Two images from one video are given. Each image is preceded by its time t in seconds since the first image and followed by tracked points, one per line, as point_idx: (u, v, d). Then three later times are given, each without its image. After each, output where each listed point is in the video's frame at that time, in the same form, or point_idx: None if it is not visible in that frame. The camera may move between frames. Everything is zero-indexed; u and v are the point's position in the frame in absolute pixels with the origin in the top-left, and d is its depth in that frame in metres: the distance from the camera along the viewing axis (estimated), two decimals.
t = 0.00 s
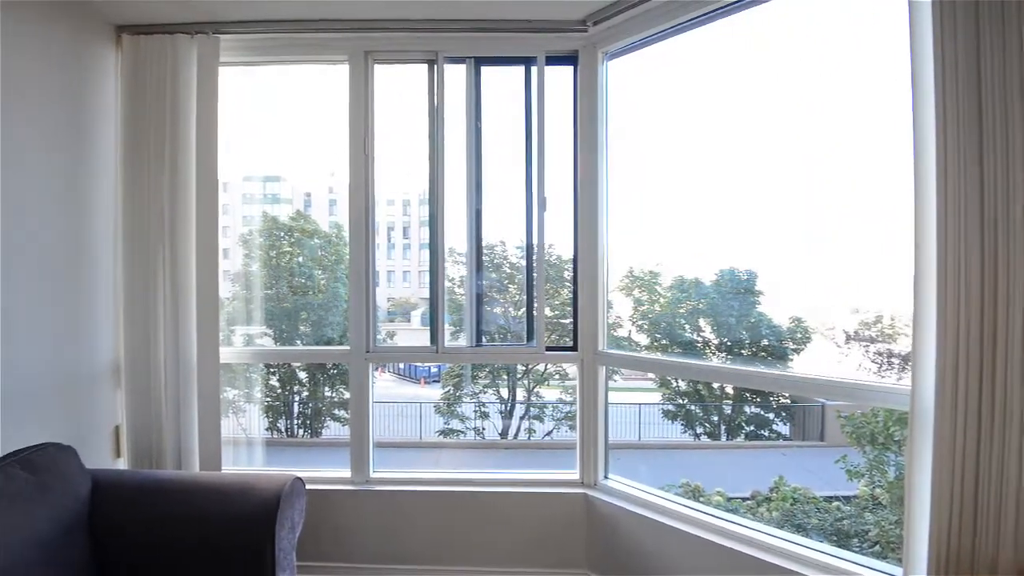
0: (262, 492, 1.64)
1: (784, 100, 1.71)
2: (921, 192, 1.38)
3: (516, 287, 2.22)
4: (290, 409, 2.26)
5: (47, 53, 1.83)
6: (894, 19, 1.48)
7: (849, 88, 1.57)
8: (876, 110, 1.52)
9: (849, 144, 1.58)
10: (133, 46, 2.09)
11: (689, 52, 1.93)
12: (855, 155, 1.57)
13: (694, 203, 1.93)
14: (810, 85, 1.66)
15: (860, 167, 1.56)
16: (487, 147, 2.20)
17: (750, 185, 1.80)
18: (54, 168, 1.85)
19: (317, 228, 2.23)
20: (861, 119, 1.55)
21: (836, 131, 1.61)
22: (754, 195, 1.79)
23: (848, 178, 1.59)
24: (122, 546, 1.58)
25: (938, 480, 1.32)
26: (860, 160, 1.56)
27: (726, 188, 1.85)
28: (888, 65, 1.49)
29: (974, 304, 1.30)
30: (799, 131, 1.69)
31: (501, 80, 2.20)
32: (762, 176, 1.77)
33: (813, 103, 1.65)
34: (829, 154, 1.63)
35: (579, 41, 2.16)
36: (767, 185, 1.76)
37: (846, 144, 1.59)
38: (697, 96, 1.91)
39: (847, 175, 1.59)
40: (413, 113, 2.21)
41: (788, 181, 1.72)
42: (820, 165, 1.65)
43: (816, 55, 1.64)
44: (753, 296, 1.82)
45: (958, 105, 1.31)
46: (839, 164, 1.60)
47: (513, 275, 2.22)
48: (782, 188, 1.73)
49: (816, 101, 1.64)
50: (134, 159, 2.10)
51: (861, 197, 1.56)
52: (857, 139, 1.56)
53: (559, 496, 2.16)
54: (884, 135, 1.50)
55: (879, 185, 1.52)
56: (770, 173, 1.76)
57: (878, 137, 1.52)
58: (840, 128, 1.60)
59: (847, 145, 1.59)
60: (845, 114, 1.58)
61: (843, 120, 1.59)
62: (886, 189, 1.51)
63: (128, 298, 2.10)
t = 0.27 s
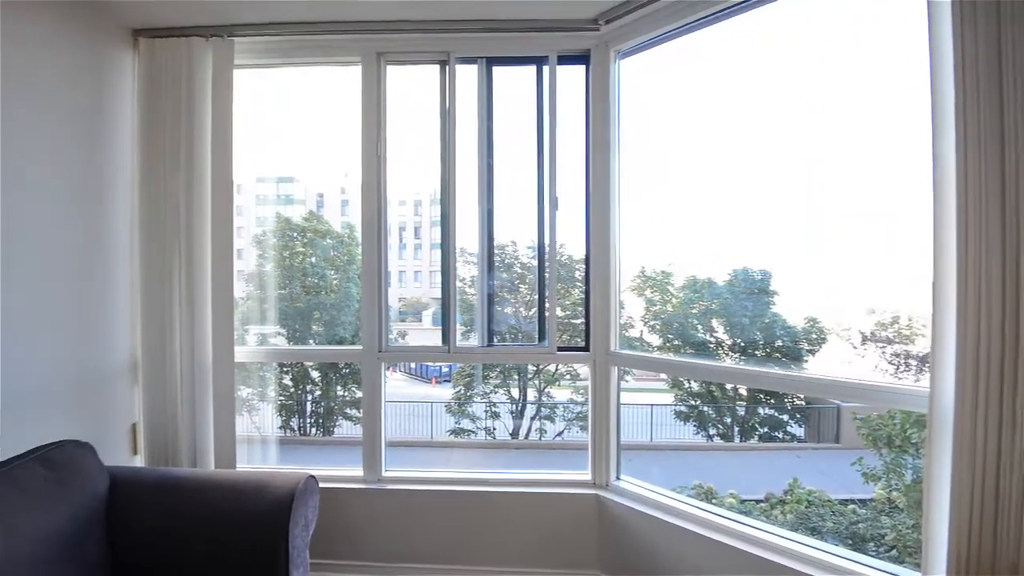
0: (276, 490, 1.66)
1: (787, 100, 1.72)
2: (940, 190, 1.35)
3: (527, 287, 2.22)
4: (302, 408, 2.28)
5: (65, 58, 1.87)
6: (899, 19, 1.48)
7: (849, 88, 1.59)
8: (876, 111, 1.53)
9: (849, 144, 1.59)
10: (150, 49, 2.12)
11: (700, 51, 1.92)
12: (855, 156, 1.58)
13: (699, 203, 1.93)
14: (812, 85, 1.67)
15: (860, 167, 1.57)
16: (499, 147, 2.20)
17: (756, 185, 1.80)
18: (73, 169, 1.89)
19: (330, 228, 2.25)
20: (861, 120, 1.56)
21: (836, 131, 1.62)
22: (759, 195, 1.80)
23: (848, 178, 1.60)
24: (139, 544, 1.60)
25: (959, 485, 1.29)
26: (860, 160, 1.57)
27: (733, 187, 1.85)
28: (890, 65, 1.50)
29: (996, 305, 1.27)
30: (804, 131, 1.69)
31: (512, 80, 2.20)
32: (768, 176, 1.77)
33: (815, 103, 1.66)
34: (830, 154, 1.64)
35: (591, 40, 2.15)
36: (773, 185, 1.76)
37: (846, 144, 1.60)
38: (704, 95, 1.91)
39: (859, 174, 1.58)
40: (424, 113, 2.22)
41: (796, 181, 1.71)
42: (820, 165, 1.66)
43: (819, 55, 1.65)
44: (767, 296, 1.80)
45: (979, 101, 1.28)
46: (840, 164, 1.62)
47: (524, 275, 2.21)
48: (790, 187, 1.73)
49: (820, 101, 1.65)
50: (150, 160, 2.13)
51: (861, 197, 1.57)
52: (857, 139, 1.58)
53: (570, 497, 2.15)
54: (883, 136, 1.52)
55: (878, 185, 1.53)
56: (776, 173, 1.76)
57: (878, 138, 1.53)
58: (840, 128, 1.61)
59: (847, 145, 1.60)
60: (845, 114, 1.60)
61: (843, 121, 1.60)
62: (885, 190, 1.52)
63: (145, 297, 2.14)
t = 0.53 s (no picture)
0: (287, 489, 1.66)
1: (790, 100, 1.73)
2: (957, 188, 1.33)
3: (536, 287, 2.21)
4: (313, 407, 2.30)
5: (82, 60, 1.89)
6: (906, 18, 1.48)
7: (850, 89, 1.60)
8: (876, 112, 1.54)
9: (849, 144, 1.61)
10: (163, 52, 2.15)
11: (710, 50, 1.91)
12: (855, 156, 1.59)
13: (704, 202, 1.93)
14: (814, 85, 1.68)
15: (860, 167, 1.58)
16: (509, 147, 2.20)
17: (763, 185, 1.80)
18: (91, 170, 1.92)
19: (340, 229, 2.26)
20: (862, 120, 1.57)
21: (836, 131, 1.63)
22: (763, 194, 1.80)
23: (848, 177, 1.61)
24: (153, 541, 1.62)
25: (976, 489, 1.27)
26: (859, 160, 1.58)
27: (739, 187, 1.85)
28: (893, 65, 1.50)
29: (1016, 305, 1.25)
30: (808, 130, 1.69)
31: (522, 80, 2.20)
32: (774, 176, 1.77)
33: (819, 103, 1.67)
34: (831, 153, 1.65)
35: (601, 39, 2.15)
36: (779, 185, 1.76)
37: (846, 144, 1.61)
38: (710, 95, 1.91)
39: (869, 173, 1.57)
40: (435, 113, 2.23)
41: (804, 180, 1.71)
42: (821, 165, 1.67)
43: (824, 55, 1.65)
44: (780, 296, 1.78)
45: (996, 99, 1.26)
46: (840, 164, 1.63)
47: (533, 275, 2.21)
48: (798, 187, 1.72)
49: (826, 101, 1.65)
50: (165, 162, 2.16)
51: (860, 197, 1.59)
52: (857, 139, 1.59)
53: (580, 497, 2.15)
54: (883, 137, 1.53)
55: (878, 185, 1.55)
56: (783, 172, 1.75)
57: (877, 138, 1.55)
58: (840, 128, 1.62)
59: (847, 145, 1.61)
60: (844, 113, 1.61)
61: (843, 121, 1.61)
62: (884, 190, 1.54)
63: (159, 297, 2.16)
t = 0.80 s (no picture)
0: (300, 487, 1.68)
1: (796, 99, 1.73)
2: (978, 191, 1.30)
3: (548, 287, 2.21)
4: (326, 406, 2.31)
5: (100, 63, 1.91)
6: (908, 19, 1.49)
7: (848, 90, 1.61)
8: (874, 112, 1.56)
9: (849, 144, 1.62)
10: (179, 55, 2.18)
11: (723, 48, 1.89)
12: (855, 156, 1.61)
13: (711, 202, 1.93)
14: (817, 85, 1.68)
15: (860, 167, 1.60)
16: (520, 146, 2.20)
17: (773, 184, 1.79)
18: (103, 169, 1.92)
19: (352, 229, 2.28)
20: (861, 121, 1.59)
21: (836, 132, 1.65)
22: (771, 194, 1.79)
23: (848, 177, 1.62)
24: (169, 538, 1.64)
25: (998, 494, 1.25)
26: (858, 160, 1.60)
27: (747, 187, 1.85)
28: (888, 67, 1.53)
29: None
30: (815, 130, 1.69)
31: (534, 80, 2.20)
32: (784, 176, 1.76)
33: (827, 103, 1.66)
34: (832, 153, 1.66)
35: (613, 38, 2.14)
36: (789, 184, 1.75)
37: (846, 144, 1.63)
38: (719, 95, 1.90)
39: (882, 172, 1.55)
40: (446, 114, 2.23)
41: (815, 179, 1.70)
42: (821, 165, 1.68)
43: (830, 55, 1.65)
44: (794, 296, 1.76)
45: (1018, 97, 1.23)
46: (839, 164, 1.64)
47: (545, 274, 2.21)
48: (809, 186, 1.71)
49: (835, 100, 1.65)
50: (181, 164, 2.19)
51: (860, 197, 1.60)
52: (857, 140, 1.60)
53: (592, 498, 2.14)
54: (880, 138, 1.55)
55: (878, 186, 1.56)
56: (794, 172, 1.74)
57: (876, 139, 1.56)
58: (840, 129, 1.64)
59: (847, 145, 1.62)
60: (844, 114, 1.63)
61: (839, 122, 1.64)
62: (884, 190, 1.55)
63: (176, 298, 2.19)
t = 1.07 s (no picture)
0: (314, 486, 1.69)
1: (806, 99, 1.72)
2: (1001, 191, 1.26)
3: (560, 287, 2.21)
4: (338, 405, 2.33)
5: (117, 66, 1.94)
6: (912, 19, 1.50)
7: (857, 89, 1.61)
8: (876, 114, 1.58)
9: (852, 145, 1.63)
10: (196, 58, 2.21)
11: (737, 47, 1.88)
12: (860, 156, 1.61)
13: (721, 202, 1.93)
14: (828, 84, 1.68)
15: (863, 167, 1.60)
16: (532, 146, 2.20)
17: (787, 183, 1.77)
18: (112, 168, 1.91)
19: (365, 230, 2.29)
20: (865, 121, 1.60)
21: (839, 132, 1.65)
22: (782, 193, 1.78)
23: (851, 177, 1.63)
24: (185, 534, 1.67)
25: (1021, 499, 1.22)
26: (861, 160, 1.61)
27: (758, 186, 1.84)
28: (891, 68, 1.54)
29: None
30: (827, 129, 1.68)
31: (546, 80, 2.19)
32: (798, 175, 1.75)
33: (838, 101, 1.65)
34: (841, 152, 1.65)
35: (625, 36, 2.13)
36: (802, 182, 1.74)
37: (849, 145, 1.63)
38: (731, 94, 1.89)
39: (899, 170, 1.53)
40: (458, 114, 2.24)
41: (829, 178, 1.68)
42: (825, 165, 1.69)
43: (842, 54, 1.64)
44: (810, 296, 1.74)
45: None
46: (842, 164, 1.65)
47: (557, 274, 2.20)
48: (822, 185, 1.69)
49: (847, 98, 1.63)
50: (198, 166, 2.22)
51: (864, 197, 1.61)
52: (860, 140, 1.61)
53: (604, 499, 2.13)
54: (882, 138, 1.56)
55: (882, 186, 1.57)
56: (808, 171, 1.72)
57: (878, 139, 1.57)
58: (843, 129, 1.65)
59: (850, 145, 1.63)
60: (846, 115, 1.64)
61: (840, 124, 1.65)
62: (887, 190, 1.56)
63: (192, 298, 2.22)
